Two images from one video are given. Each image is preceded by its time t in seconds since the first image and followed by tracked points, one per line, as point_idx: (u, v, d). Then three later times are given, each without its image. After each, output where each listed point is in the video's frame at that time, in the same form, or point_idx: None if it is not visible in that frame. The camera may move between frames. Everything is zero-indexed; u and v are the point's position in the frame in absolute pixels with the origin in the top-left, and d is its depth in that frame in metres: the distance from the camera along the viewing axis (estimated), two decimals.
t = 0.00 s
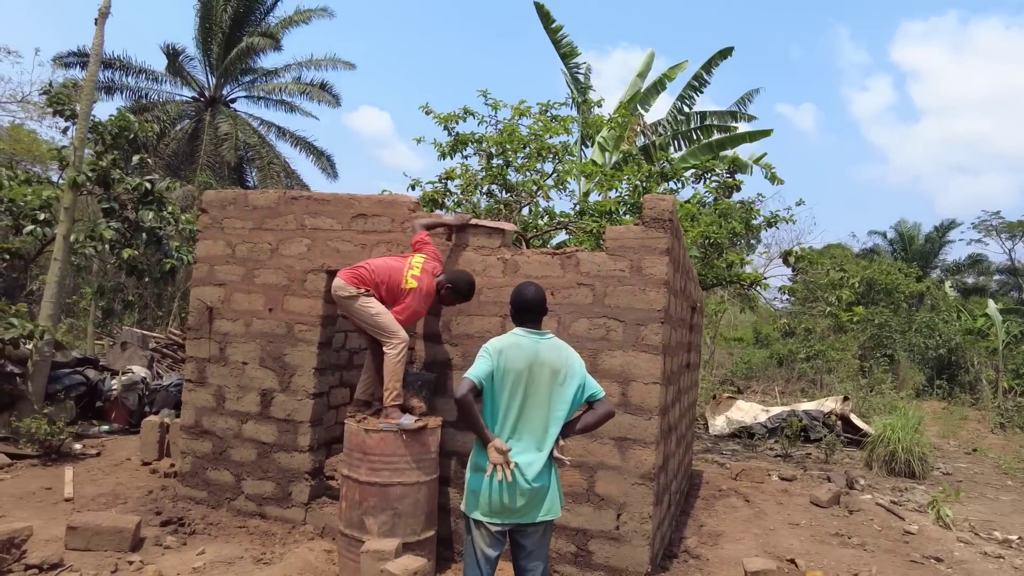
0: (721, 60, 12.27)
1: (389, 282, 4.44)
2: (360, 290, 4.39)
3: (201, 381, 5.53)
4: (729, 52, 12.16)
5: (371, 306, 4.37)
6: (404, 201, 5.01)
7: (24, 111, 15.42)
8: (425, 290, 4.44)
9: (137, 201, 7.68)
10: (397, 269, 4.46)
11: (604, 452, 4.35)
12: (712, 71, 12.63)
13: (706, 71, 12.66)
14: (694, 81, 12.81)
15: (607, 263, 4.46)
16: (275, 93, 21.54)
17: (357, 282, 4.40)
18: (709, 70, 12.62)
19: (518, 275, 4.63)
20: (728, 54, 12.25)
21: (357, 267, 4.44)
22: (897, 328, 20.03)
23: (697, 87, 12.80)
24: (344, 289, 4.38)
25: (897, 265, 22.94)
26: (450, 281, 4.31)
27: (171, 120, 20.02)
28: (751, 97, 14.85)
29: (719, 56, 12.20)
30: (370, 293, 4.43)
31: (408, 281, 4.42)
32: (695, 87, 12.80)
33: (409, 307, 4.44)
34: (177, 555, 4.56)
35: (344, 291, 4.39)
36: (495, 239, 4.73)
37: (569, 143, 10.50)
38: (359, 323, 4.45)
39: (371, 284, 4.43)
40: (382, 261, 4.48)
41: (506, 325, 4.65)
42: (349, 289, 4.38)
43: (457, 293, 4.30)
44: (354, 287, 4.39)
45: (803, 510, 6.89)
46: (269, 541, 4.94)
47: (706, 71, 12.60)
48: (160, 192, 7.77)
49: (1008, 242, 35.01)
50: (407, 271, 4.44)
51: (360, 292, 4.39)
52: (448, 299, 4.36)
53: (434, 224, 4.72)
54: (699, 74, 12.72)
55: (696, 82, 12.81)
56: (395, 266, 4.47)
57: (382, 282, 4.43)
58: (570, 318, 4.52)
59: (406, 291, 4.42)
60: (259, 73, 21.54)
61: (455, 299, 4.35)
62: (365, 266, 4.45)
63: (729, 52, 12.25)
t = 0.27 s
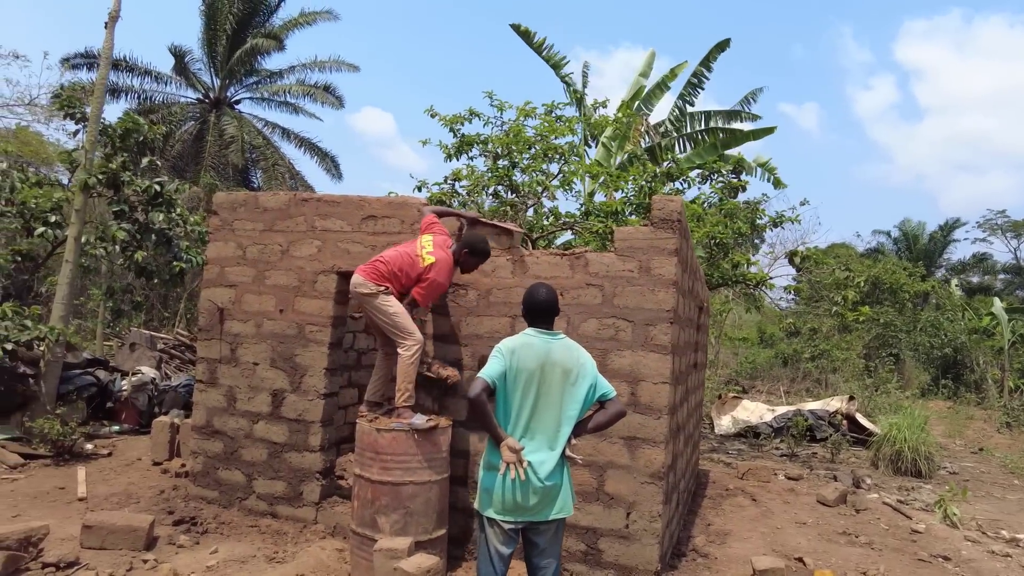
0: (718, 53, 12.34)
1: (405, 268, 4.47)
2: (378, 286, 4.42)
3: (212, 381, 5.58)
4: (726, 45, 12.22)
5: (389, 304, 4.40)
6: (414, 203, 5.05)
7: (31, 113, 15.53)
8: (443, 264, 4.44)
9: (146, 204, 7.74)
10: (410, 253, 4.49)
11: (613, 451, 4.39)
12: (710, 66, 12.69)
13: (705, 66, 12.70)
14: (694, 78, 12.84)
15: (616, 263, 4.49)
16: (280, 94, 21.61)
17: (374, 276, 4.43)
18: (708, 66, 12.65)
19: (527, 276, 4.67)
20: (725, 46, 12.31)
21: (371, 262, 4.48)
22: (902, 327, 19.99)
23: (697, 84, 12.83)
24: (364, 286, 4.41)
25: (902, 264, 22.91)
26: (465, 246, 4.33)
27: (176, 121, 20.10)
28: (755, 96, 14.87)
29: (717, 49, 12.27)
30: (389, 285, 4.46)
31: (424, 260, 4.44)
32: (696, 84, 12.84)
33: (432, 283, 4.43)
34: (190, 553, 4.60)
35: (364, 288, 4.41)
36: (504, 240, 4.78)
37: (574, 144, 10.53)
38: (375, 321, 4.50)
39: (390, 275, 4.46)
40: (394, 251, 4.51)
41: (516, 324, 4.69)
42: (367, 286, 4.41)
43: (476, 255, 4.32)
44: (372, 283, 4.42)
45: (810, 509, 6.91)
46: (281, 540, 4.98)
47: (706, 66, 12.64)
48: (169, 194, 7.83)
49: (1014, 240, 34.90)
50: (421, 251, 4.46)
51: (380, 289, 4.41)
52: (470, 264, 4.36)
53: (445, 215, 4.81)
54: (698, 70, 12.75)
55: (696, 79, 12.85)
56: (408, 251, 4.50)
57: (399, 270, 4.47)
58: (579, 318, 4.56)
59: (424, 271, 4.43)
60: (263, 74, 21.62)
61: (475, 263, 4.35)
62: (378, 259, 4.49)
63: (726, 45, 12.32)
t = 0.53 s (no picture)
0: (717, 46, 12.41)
1: (423, 250, 4.48)
2: (404, 282, 4.44)
3: (223, 382, 5.63)
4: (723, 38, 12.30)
5: (411, 301, 4.44)
6: (424, 204, 5.08)
7: (40, 116, 15.65)
8: (457, 228, 4.44)
9: (156, 206, 7.80)
10: (423, 235, 4.50)
11: (622, 451, 4.41)
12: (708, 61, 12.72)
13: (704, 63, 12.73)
14: (695, 76, 12.86)
15: (624, 264, 4.52)
16: (286, 95, 21.69)
17: (397, 269, 4.45)
18: (708, 62, 12.68)
19: (537, 277, 4.69)
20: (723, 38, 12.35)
21: (390, 259, 4.49)
22: (909, 327, 19.93)
23: (698, 82, 12.85)
24: (390, 281, 4.43)
25: (909, 263, 22.83)
26: (470, 203, 4.43)
27: (183, 124, 20.20)
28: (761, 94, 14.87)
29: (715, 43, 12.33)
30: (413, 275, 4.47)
31: (438, 233, 4.45)
32: (698, 82, 12.87)
33: (453, 248, 4.40)
34: (203, 553, 4.65)
35: (390, 284, 4.43)
36: (513, 240, 4.80)
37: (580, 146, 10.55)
38: (394, 318, 4.54)
39: (414, 266, 4.47)
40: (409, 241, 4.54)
41: (525, 324, 4.72)
42: (393, 282, 4.43)
43: (483, 205, 4.41)
44: (397, 278, 4.44)
45: (818, 509, 6.91)
46: (292, 540, 5.02)
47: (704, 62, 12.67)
48: (179, 196, 7.89)
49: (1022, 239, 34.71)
50: (432, 228, 4.48)
51: (405, 285, 4.44)
52: (483, 217, 4.44)
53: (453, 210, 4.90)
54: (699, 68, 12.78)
55: (698, 77, 12.86)
56: (420, 235, 4.52)
57: (418, 254, 4.47)
58: (588, 318, 4.58)
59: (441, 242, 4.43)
60: (269, 76, 21.71)
61: (485, 214, 4.43)
62: (396, 254, 4.51)
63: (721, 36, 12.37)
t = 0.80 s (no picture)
0: (718, 41, 12.39)
1: (440, 239, 4.49)
2: (427, 277, 4.45)
3: (232, 381, 5.65)
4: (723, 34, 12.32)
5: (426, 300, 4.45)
6: (431, 204, 5.10)
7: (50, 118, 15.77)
8: (468, 207, 4.48)
9: (166, 207, 7.85)
10: (436, 226, 4.53)
11: (630, 451, 4.41)
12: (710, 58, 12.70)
13: (706, 60, 12.72)
14: (699, 74, 12.83)
15: (632, 263, 4.51)
16: (293, 96, 21.77)
17: (418, 264, 4.46)
18: (711, 60, 12.67)
19: (544, 277, 4.70)
20: (723, 33, 12.35)
21: (410, 258, 4.51)
22: (919, 326, 19.80)
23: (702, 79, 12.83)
24: (413, 277, 4.44)
25: (918, 262, 22.69)
26: (471, 181, 4.54)
27: (192, 125, 20.30)
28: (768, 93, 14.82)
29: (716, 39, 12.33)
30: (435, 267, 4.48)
31: (450, 219, 4.48)
32: (702, 80, 12.85)
33: (470, 225, 4.41)
34: (212, 551, 4.67)
35: (414, 280, 4.44)
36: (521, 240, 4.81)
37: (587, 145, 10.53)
38: (410, 316, 4.56)
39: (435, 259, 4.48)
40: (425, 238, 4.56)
41: (533, 324, 4.72)
42: (416, 278, 4.44)
43: (485, 180, 4.52)
44: (420, 273, 4.44)
45: (827, 510, 6.88)
46: (300, 538, 5.04)
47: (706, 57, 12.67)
48: (188, 198, 7.94)
49: None
50: (443, 216, 4.51)
51: (429, 278, 4.45)
52: (488, 191, 4.55)
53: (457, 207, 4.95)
54: (702, 66, 12.77)
55: (701, 74, 12.84)
56: (434, 227, 4.55)
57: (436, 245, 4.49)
58: (596, 318, 4.58)
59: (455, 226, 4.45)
60: (277, 77, 21.80)
61: (489, 188, 4.55)
62: (415, 252, 4.53)
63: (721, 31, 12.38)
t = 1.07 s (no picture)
0: (718, 37, 12.37)
1: (451, 234, 4.51)
2: (439, 274, 4.47)
3: (233, 381, 5.67)
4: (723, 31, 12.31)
5: (426, 298, 4.46)
6: (431, 203, 5.10)
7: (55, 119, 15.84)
8: (476, 199, 4.48)
9: (169, 207, 7.87)
10: (444, 222, 4.52)
11: (629, 449, 4.40)
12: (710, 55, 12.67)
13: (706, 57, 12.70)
14: (699, 71, 12.80)
15: (632, 262, 4.50)
16: (297, 96, 21.81)
17: (431, 261, 4.48)
18: (711, 57, 12.65)
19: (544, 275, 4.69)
20: (723, 29, 12.32)
21: (421, 257, 4.51)
22: (924, 325, 19.72)
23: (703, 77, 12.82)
24: (426, 276, 4.45)
25: (924, 260, 22.58)
26: (472, 172, 4.52)
27: (196, 125, 20.36)
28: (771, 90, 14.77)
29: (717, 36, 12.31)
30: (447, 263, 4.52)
31: (459, 213, 4.48)
32: (703, 78, 12.82)
33: (483, 218, 4.43)
34: (213, 550, 4.69)
35: (427, 278, 4.45)
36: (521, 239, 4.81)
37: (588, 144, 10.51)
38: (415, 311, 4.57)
39: (443, 255, 4.50)
40: (434, 234, 4.55)
41: (532, 323, 4.72)
42: (430, 276, 4.45)
43: (486, 170, 4.52)
44: (433, 271, 4.47)
45: (829, 509, 6.86)
46: (301, 537, 5.05)
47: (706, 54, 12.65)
48: (190, 198, 7.95)
49: None
50: (450, 211, 4.51)
51: (440, 276, 4.47)
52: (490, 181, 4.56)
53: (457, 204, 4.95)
54: (703, 63, 12.74)
55: (702, 72, 12.82)
56: (441, 223, 4.54)
57: (446, 241, 4.51)
58: (595, 317, 4.58)
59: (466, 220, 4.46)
60: (280, 77, 21.84)
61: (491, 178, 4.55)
62: (426, 250, 4.53)
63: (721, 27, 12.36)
